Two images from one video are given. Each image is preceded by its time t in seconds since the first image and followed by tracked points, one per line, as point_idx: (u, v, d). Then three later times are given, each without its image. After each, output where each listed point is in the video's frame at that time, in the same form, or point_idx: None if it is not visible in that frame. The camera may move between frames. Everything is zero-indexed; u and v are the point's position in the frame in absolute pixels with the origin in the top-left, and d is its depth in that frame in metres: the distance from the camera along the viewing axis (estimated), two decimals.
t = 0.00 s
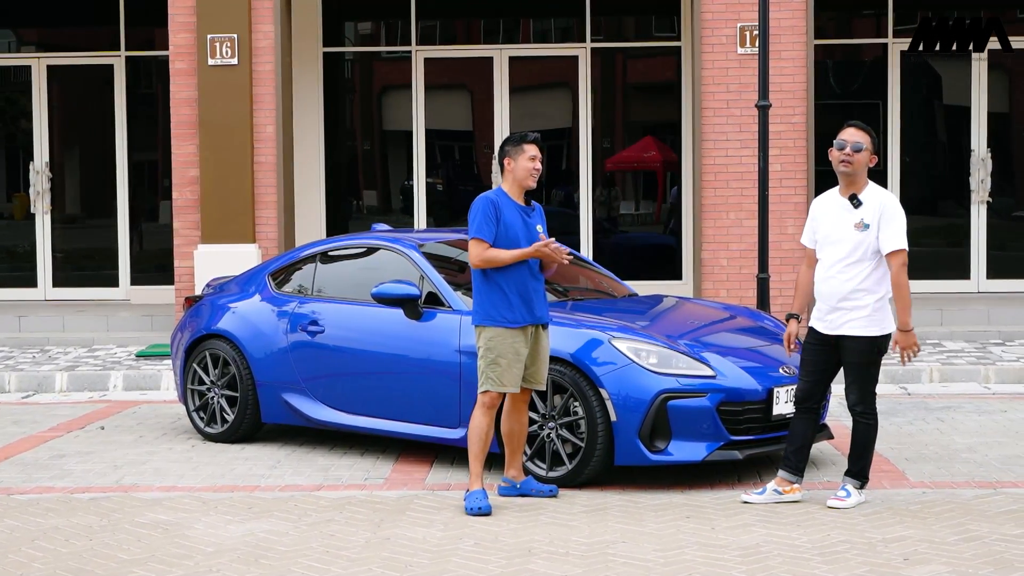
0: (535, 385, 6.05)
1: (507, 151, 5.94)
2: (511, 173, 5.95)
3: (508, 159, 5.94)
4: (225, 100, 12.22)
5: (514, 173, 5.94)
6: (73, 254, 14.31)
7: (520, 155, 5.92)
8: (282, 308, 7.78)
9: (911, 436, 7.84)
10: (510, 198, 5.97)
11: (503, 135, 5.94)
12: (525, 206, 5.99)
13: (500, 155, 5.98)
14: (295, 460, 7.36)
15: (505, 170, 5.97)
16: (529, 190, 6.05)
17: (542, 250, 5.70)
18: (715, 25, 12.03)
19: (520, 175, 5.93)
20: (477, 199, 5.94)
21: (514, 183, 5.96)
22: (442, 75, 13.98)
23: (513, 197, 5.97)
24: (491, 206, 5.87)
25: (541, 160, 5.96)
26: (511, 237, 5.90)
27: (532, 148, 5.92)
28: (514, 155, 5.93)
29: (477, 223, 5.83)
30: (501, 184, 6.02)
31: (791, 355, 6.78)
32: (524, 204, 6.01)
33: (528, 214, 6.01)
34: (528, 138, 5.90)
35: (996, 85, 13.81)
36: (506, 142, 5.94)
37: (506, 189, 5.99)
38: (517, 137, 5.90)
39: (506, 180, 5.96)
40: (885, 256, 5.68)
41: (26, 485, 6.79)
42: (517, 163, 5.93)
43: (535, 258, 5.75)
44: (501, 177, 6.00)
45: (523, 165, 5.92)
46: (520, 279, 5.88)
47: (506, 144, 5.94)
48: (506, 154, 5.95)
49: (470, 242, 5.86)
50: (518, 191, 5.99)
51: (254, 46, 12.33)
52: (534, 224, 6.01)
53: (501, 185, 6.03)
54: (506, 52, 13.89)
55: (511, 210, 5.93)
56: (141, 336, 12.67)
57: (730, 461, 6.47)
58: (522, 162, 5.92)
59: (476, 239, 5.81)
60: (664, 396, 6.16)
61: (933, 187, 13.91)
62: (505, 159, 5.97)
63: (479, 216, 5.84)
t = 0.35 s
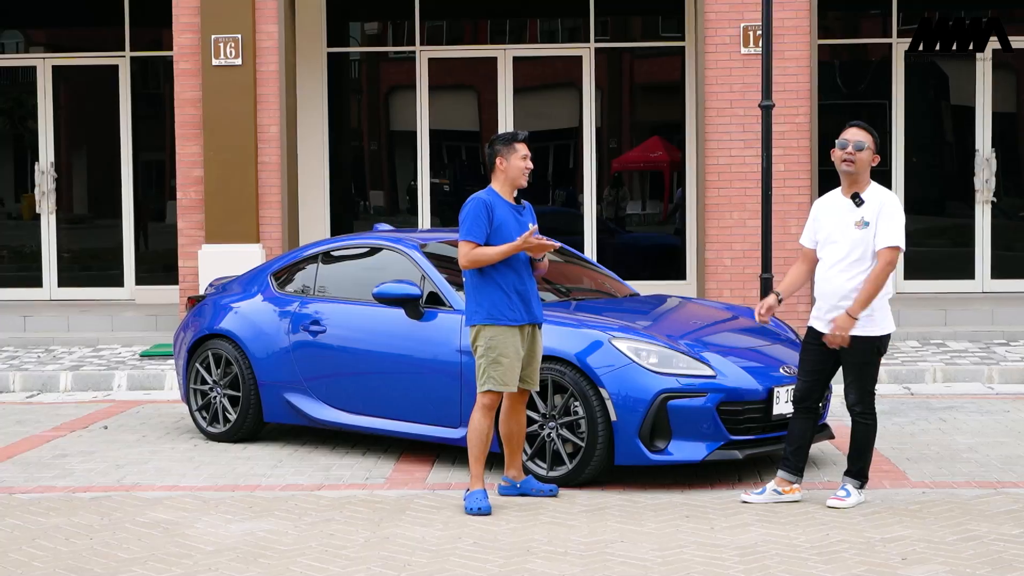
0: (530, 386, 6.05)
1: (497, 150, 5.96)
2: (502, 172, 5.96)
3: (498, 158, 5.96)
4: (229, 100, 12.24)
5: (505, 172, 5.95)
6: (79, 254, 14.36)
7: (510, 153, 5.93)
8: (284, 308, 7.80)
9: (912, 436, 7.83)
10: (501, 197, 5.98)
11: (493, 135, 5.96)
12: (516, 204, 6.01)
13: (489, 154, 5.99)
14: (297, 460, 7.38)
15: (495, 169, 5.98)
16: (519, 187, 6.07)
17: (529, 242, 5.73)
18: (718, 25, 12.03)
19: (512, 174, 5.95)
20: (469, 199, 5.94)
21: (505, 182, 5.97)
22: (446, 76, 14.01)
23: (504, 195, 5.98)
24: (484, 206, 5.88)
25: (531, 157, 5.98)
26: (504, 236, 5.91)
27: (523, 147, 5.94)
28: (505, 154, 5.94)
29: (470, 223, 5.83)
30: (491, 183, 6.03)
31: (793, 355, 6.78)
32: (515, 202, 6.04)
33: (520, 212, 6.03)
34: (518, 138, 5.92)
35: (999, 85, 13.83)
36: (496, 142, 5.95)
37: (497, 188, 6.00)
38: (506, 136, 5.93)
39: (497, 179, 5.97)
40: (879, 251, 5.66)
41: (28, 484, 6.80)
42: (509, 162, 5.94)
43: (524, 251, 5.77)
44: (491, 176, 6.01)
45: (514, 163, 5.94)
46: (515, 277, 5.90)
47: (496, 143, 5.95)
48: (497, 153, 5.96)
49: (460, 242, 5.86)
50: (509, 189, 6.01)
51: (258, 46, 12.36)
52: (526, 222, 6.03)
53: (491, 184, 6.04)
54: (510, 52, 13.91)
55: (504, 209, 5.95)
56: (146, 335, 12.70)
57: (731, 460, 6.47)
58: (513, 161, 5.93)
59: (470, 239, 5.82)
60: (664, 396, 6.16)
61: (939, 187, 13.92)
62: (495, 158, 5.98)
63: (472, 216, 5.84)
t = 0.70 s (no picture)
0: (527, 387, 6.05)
1: (498, 149, 5.96)
2: (503, 171, 5.96)
3: (499, 157, 5.96)
4: (237, 100, 12.26)
5: (506, 171, 5.96)
6: (89, 253, 14.42)
7: (511, 153, 5.94)
8: (290, 307, 7.81)
9: (917, 435, 7.82)
10: (503, 195, 5.99)
11: (492, 133, 5.96)
12: (517, 203, 6.03)
13: (490, 153, 5.99)
14: (302, 458, 7.39)
15: (496, 168, 5.98)
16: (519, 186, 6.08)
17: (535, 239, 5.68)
18: (726, 24, 12.02)
19: (512, 172, 5.95)
20: (472, 199, 5.95)
21: (506, 181, 5.98)
22: (453, 75, 14.02)
23: (506, 194, 5.99)
24: (489, 205, 5.89)
25: (532, 156, 5.99)
26: (508, 235, 5.92)
27: (523, 145, 5.95)
28: (506, 153, 5.95)
29: (476, 223, 5.84)
30: (492, 182, 6.03)
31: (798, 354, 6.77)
32: (516, 200, 6.05)
33: (521, 211, 6.04)
34: (518, 136, 5.92)
35: (1007, 84, 13.83)
36: (496, 141, 5.95)
37: (498, 187, 6.01)
38: (506, 135, 5.93)
39: (498, 178, 5.97)
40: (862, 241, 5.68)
41: (34, 482, 6.82)
42: (509, 162, 5.95)
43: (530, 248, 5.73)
44: (492, 175, 6.02)
45: (515, 163, 5.95)
46: (520, 276, 5.91)
47: (496, 143, 5.96)
48: (496, 153, 5.97)
49: (468, 242, 5.87)
50: (511, 188, 6.02)
51: (266, 45, 12.38)
52: (527, 221, 6.04)
53: (492, 183, 6.04)
54: (518, 51, 13.92)
55: (506, 207, 5.96)
56: (154, 334, 12.72)
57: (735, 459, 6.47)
58: (514, 160, 5.94)
59: (476, 239, 5.82)
60: (667, 395, 6.17)
61: (947, 187, 13.93)
62: (495, 158, 5.99)
63: (478, 215, 5.85)
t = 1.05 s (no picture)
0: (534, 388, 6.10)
1: (504, 152, 5.97)
2: (510, 174, 5.97)
3: (506, 160, 5.97)
4: (246, 101, 12.29)
5: (512, 174, 5.97)
6: (99, 253, 14.48)
7: (518, 156, 5.95)
8: (297, 308, 7.84)
9: (924, 436, 7.82)
10: (510, 198, 6.00)
11: (498, 136, 5.96)
12: (524, 205, 6.04)
13: (496, 156, 6.00)
14: (308, 459, 7.42)
15: (503, 172, 5.99)
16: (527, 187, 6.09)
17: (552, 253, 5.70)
18: (733, 26, 12.02)
19: (519, 176, 5.96)
20: (479, 202, 5.96)
21: (513, 184, 5.98)
22: (461, 76, 14.05)
23: (512, 196, 6.00)
24: (496, 208, 5.90)
25: (538, 158, 6.00)
26: (515, 239, 5.94)
27: (529, 148, 5.95)
28: (512, 157, 5.96)
29: (484, 228, 5.85)
30: (498, 184, 6.04)
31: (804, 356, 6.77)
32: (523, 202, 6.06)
33: (529, 212, 6.05)
34: (524, 139, 5.93)
35: (1015, 84, 13.80)
36: (501, 143, 5.96)
37: (505, 190, 6.02)
38: (512, 137, 5.94)
39: (505, 181, 5.99)
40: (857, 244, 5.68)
41: (41, 482, 6.86)
42: (516, 165, 5.96)
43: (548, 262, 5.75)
44: (499, 178, 6.03)
45: (522, 166, 5.96)
46: (528, 279, 5.93)
47: (501, 146, 5.97)
48: (503, 156, 5.98)
49: (477, 246, 5.88)
50: (518, 190, 6.02)
51: (274, 47, 12.41)
52: (535, 222, 6.05)
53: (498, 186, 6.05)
54: (526, 52, 13.93)
55: (514, 210, 5.97)
56: (163, 335, 12.76)
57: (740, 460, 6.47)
58: (521, 163, 5.95)
59: (484, 244, 5.84)
60: (672, 396, 6.17)
61: (957, 188, 13.92)
62: (502, 161, 6.00)
63: (486, 219, 5.86)
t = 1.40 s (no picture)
0: (533, 390, 6.10)
1: (502, 154, 6.00)
2: (509, 175, 6.00)
3: (505, 163, 6.00)
4: (249, 102, 12.33)
5: (511, 175, 6.00)
6: (104, 254, 14.52)
7: (517, 157, 5.98)
8: (298, 309, 7.87)
9: (923, 437, 7.84)
10: (510, 199, 6.02)
11: (496, 137, 5.99)
12: (524, 206, 6.05)
13: (495, 158, 6.03)
14: (309, 459, 7.46)
15: (503, 173, 6.02)
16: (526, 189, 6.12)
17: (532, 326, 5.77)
18: (735, 28, 12.04)
19: (519, 176, 5.99)
20: (479, 204, 5.97)
21: (513, 185, 6.01)
22: (464, 78, 14.09)
23: (512, 197, 6.02)
24: (495, 211, 5.92)
25: (537, 159, 6.03)
26: (514, 241, 5.95)
27: (528, 149, 5.98)
28: (511, 158, 5.99)
29: (483, 231, 5.86)
30: (497, 187, 6.06)
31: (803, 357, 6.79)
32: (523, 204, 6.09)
33: (529, 213, 6.07)
34: (522, 140, 5.96)
35: (1017, 84, 13.81)
36: (500, 145, 5.99)
37: (505, 191, 6.04)
38: (511, 139, 5.96)
39: (504, 182, 6.01)
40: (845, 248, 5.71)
41: (44, 482, 6.90)
42: (515, 166, 5.98)
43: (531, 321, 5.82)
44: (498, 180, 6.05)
45: (520, 167, 5.99)
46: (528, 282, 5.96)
47: (500, 147, 6.00)
48: (502, 157, 6.00)
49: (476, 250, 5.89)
50: (517, 191, 6.04)
51: (277, 48, 12.45)
52: (535, 223, 6.07)
53: (497, 188, 6.08)
54: (529, 53, 13.96)
55: (514, 212, 5.99)
56: (166, 336, 12.80)
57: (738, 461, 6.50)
58: (520, 164, 5.98)
59: (484, 247, 5.85)
60: (670, 397, 6.20)
61: (959, 189, 13.94)
62: (501, 163, 6.03)
63: (485, 222, 5.87)
